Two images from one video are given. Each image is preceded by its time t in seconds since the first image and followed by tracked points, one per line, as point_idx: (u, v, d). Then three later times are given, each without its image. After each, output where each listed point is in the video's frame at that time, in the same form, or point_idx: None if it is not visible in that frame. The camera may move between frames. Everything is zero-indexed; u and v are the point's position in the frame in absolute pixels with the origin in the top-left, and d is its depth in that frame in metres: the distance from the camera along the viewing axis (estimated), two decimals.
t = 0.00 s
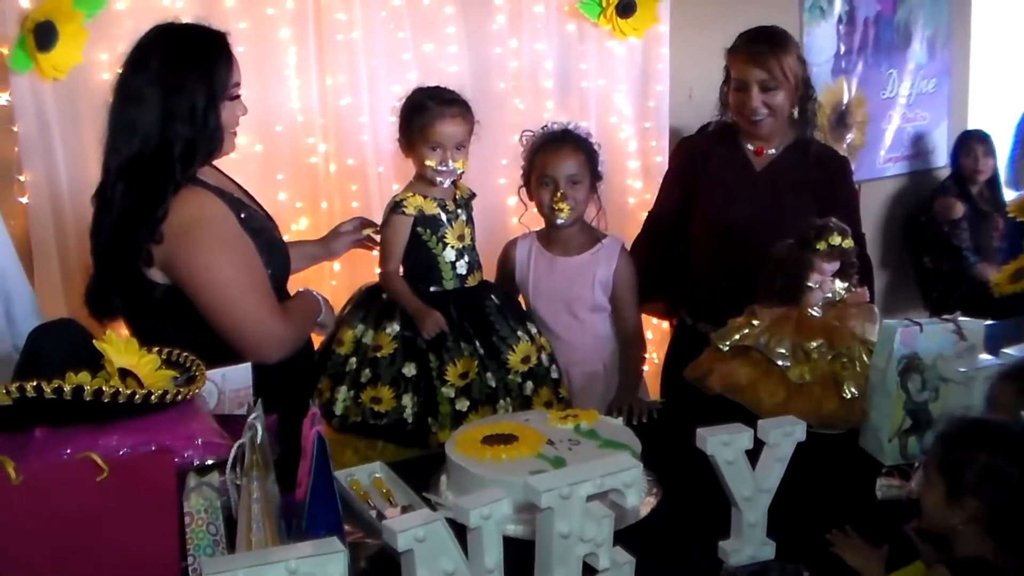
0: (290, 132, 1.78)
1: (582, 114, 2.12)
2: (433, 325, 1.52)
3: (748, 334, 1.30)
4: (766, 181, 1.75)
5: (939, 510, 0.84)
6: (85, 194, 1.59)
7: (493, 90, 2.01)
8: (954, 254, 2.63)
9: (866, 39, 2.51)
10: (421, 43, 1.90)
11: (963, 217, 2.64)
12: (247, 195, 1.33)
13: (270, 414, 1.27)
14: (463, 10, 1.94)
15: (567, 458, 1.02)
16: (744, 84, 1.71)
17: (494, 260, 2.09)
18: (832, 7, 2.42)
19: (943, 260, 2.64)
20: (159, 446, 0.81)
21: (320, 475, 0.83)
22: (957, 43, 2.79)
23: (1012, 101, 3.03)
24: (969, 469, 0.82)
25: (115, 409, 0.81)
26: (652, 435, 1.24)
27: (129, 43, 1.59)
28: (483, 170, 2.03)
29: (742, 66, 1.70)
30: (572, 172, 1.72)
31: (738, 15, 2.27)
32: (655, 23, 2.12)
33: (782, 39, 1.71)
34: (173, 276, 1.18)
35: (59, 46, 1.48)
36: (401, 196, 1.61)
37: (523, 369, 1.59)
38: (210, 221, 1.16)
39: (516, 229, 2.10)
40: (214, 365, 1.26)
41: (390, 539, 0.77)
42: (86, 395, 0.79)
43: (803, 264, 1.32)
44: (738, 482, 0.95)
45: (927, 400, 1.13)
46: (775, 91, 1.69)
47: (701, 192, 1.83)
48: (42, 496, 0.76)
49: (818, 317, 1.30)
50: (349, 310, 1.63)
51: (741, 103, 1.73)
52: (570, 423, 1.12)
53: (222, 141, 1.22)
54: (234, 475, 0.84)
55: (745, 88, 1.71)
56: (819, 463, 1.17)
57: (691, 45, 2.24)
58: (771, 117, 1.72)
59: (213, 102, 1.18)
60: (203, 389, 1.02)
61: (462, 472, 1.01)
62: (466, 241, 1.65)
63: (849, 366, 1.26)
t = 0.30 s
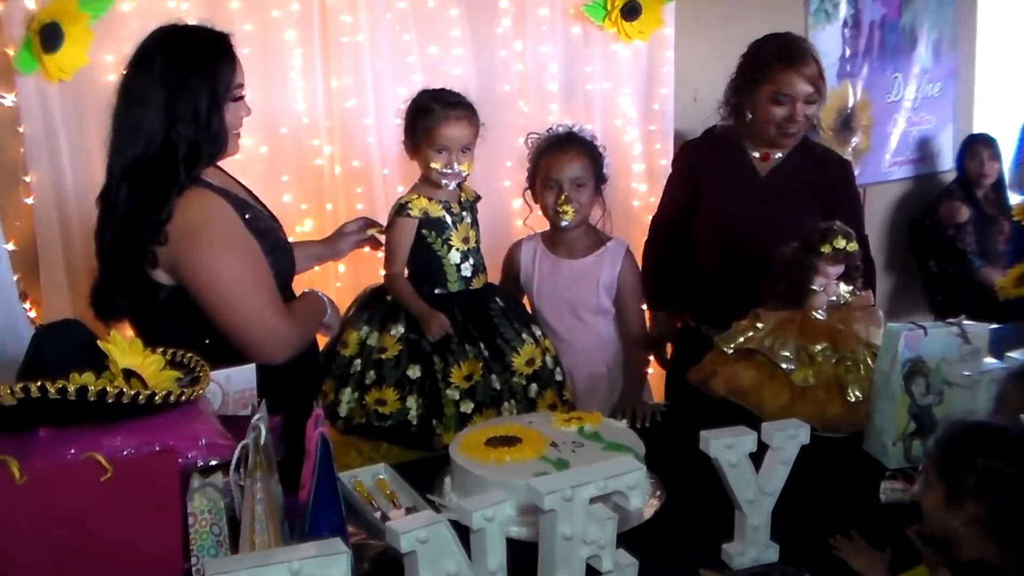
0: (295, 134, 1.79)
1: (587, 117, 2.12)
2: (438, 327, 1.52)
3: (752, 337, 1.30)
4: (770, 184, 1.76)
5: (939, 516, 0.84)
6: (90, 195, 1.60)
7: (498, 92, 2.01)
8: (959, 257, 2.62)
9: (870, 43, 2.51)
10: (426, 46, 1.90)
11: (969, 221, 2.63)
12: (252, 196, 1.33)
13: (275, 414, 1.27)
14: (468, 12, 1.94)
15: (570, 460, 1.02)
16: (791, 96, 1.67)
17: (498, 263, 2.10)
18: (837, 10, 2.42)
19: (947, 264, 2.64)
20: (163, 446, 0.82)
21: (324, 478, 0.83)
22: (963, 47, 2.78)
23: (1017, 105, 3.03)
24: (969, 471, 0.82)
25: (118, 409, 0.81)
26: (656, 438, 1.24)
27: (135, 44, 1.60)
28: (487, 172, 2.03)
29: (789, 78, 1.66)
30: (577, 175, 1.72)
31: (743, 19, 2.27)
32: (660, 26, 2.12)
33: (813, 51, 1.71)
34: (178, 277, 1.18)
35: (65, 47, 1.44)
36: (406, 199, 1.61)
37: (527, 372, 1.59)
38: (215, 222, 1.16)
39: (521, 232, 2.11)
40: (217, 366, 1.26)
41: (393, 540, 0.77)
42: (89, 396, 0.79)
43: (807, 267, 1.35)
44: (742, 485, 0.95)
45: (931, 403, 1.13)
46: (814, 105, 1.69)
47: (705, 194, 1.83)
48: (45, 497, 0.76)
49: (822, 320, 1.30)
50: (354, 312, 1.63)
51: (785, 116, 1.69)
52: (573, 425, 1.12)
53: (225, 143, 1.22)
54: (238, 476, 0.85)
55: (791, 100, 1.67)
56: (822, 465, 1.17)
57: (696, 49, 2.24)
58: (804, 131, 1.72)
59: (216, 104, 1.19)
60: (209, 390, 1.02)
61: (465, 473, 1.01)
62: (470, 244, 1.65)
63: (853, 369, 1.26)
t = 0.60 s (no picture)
0: (301, 135, 1.79)
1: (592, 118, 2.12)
2: (443, 327, 1.52)
3: (757, 339, 1.30)
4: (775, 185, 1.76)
5: (937, 520, 0.84)
6: (95, 196, 1.60)
7: (504, 93, 2.01)
8: (965, 258, 2.62)
9: (876, 44, 2.51)
10: (431, 47, 1.90)
11: (975, 222, 2.62)
12: (257, 197, 1.34)
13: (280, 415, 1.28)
14: (473, 13, 1.95)
15: (574, 462, 1.02)
16: (836, 108, 1.67)
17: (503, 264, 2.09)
18: (843, 12, 2.42)
19: (953, 265, 2.63)
20: (167, 447, 0.81)
21: (328, 478, 0.83)
22: (969, 48, 2.78)
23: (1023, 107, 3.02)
24: (970, 472, 0.82)
25: (122, 410, 0.81)
26: (660, 439, 1.24)
27: (141, 45, 1.60)
28: (492, 173, 2.04)
29: (837, 89, 1.65)
30: (583, 177, 1.72)
31: (748, 20, 2.27)
32: (665, 27, 2.12)
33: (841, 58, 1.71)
34: (183, 278, 1.18)
35: (71, 48, 1.49)
36: (411, 199, 1.61)
37: (532, 373, 1.59)
38: (220, 223, 1.16)
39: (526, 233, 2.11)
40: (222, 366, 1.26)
41: (396, 540, 0.77)
42: (94, 396, 0.79)
43: (813, 268, 1.33)
44: (746, 487, 0.95)
45: (936, 404, 1.13)
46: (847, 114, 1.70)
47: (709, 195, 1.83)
48: (50, 497, 0.76)
49: (827, 322, 1.29)
50: (359, 312, 1.63)
51: (827, 127, 1.68)
52: (578, 426, 1.12)
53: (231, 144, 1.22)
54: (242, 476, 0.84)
55: (837, 112, 1.67)
56: (826, 467, 1.17)
57: (701, 51, 2.24)
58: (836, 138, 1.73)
59: (221, 105, 1.19)
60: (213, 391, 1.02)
61: (469, 474, 1.01)
62: (475, 245, 1.65)
63: (857, 370, 1.26)
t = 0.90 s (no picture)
0: (305, 141, 1.80)
1: (596, 125, 2.13)
2: (447, 332, 1.52)
3: (760, 345, 1.31)
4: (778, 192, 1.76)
5: (938, 525, 0.85)
6: (101, 201, 1.61)
7: (508, 100, 2.02)
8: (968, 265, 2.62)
9: (879, 51, 2.51)
10: (436, 54, 1.91)
11: (978, 229, 2.63)
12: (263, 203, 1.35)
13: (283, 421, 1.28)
14: (478, 20, 1.95)
15: (577, 468, 1.03)
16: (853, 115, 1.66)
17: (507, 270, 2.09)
18: (846, 19, 2.43)
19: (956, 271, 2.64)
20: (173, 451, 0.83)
21: (333, 484, 0.83)
22: (972, 55, 2.79)
23: None
24: (969, 477, 0.83)
25: (128, 414, 0.82)
26: (664, 446, 1.24)
27: (147, 52, 1.61)
28: (496, 179, 2.04)
29: (855, 95, 1.65)
30: (587, 184, 1.73)
31: (752, 28, 2.27)
32: (669, 34, 2.13)
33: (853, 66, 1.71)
34: (189, 283, 1.19)
35: (78, 54, 1.46)
36: (415, 206, 1.62)
37: (536, 379, 1.59)
38: (226, 229, 1.17)
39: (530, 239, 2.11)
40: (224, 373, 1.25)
41: (400, 545, 0.78)
42: (101, 400, 0.81)
43: (816, 276, 1.33)
44: (749, 493, 0.95)
45: (938, 412, 1.13)
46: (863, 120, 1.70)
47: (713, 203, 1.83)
48: (55, 501, 0.76)
49: (829, 329, 1.31)
50: (363, 319, 1.64)
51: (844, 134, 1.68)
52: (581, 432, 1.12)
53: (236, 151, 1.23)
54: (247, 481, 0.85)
55: (854, 119, 1.66)
56: (829, 473, 1.17)
57: (705, 58, 2.25)
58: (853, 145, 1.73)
59: (227, 111, 1.19)
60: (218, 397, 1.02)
61: (473, 480, 1.02)
62: (479, 251, 1.65)
63: (860, 377, 1.26)
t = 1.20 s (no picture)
0: (312, 145, 1.80)
1: (602, 131, 2.13)
2: (455, 338, 1.54)
3: (767, 351, 1.31)
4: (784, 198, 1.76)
5: (946, 531, 0.85)
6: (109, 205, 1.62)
7: (514, 105, 2.02)
8: (973, 271, 2.63)
9: (884, 57, 2.52)
10: (443, 59, 1.92)
11: (983, 235, 2.63)
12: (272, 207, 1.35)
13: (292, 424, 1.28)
14: (484, 25, 1.96)
15: (586, 472, 1.03)
16: (856, 116, 1.67)
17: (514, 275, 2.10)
18: (851, 25, 2.43)
19: (962, 278, 2.64)
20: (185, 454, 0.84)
21: (343, 488, 0.84)
22: (977, 62, 2.79)
23: None
24: (976, 484, 0.83)
25: (140, 416, 0.83)
26: (672, 450, 1.25)
27: (156, 57, 1.62)
28: (502, 184, 2.04)
29: (859, 96, 1.65)
30: (594, 189, 1.73)
31: (757, 34, 2.28)
32: (674, 41, 2.14)
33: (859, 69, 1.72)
34: (199, 287, 1.20)
35: (87, 59, 1.48)
36: (422, 211, 1.62)
37: (543, 384, 1.59)
38: (237, 233, 1.18)
39: (535, 244, 2.11)
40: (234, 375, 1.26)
41: (411, 549, 0.78)
42: (114, 402, 0.81)
43: (823, 282, 1.35)
44: (757, 498, 0.95)
45: (946, 418, 1.12)
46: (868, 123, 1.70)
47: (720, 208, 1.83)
48: (69, 502, 0.77)
49: (836, 335, 1.31)
50: (370, 323, 1.64)
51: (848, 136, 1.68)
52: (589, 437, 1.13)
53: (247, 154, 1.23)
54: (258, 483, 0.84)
55: (858, 120, 1.67)
56: (836, 478, 1.18)
57: (710, 64, 2.25)
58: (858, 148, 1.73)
59: (238, 116, 1.20)
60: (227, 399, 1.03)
61: (482, 484, 1.02)
62: (486, 256, 1.65)
63: (867, 383, 1.26)
